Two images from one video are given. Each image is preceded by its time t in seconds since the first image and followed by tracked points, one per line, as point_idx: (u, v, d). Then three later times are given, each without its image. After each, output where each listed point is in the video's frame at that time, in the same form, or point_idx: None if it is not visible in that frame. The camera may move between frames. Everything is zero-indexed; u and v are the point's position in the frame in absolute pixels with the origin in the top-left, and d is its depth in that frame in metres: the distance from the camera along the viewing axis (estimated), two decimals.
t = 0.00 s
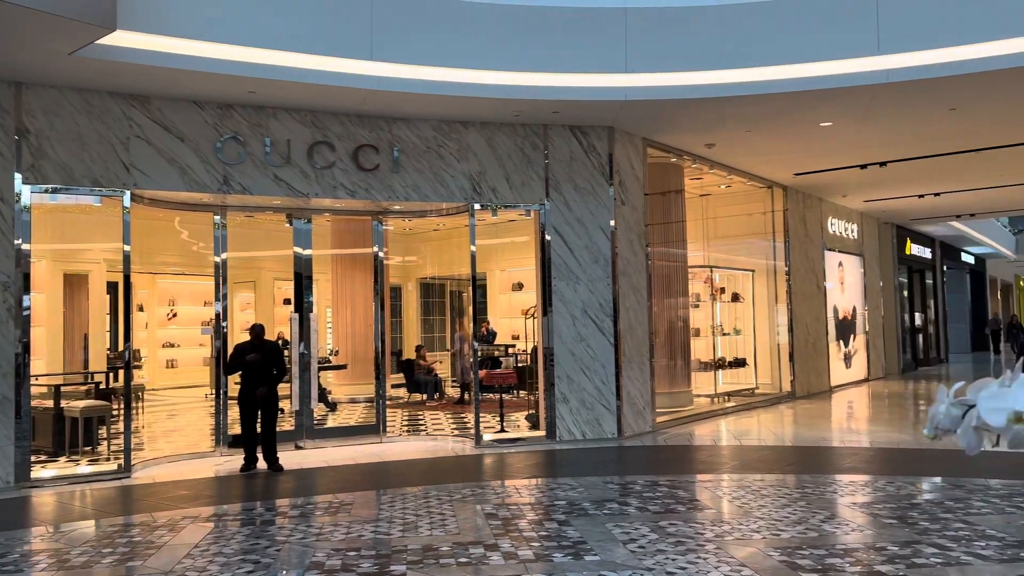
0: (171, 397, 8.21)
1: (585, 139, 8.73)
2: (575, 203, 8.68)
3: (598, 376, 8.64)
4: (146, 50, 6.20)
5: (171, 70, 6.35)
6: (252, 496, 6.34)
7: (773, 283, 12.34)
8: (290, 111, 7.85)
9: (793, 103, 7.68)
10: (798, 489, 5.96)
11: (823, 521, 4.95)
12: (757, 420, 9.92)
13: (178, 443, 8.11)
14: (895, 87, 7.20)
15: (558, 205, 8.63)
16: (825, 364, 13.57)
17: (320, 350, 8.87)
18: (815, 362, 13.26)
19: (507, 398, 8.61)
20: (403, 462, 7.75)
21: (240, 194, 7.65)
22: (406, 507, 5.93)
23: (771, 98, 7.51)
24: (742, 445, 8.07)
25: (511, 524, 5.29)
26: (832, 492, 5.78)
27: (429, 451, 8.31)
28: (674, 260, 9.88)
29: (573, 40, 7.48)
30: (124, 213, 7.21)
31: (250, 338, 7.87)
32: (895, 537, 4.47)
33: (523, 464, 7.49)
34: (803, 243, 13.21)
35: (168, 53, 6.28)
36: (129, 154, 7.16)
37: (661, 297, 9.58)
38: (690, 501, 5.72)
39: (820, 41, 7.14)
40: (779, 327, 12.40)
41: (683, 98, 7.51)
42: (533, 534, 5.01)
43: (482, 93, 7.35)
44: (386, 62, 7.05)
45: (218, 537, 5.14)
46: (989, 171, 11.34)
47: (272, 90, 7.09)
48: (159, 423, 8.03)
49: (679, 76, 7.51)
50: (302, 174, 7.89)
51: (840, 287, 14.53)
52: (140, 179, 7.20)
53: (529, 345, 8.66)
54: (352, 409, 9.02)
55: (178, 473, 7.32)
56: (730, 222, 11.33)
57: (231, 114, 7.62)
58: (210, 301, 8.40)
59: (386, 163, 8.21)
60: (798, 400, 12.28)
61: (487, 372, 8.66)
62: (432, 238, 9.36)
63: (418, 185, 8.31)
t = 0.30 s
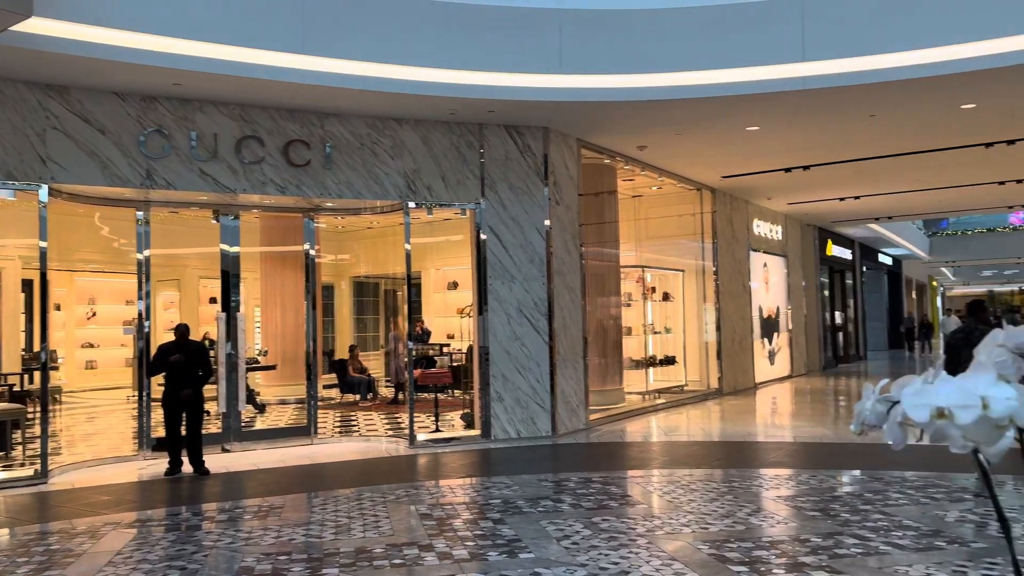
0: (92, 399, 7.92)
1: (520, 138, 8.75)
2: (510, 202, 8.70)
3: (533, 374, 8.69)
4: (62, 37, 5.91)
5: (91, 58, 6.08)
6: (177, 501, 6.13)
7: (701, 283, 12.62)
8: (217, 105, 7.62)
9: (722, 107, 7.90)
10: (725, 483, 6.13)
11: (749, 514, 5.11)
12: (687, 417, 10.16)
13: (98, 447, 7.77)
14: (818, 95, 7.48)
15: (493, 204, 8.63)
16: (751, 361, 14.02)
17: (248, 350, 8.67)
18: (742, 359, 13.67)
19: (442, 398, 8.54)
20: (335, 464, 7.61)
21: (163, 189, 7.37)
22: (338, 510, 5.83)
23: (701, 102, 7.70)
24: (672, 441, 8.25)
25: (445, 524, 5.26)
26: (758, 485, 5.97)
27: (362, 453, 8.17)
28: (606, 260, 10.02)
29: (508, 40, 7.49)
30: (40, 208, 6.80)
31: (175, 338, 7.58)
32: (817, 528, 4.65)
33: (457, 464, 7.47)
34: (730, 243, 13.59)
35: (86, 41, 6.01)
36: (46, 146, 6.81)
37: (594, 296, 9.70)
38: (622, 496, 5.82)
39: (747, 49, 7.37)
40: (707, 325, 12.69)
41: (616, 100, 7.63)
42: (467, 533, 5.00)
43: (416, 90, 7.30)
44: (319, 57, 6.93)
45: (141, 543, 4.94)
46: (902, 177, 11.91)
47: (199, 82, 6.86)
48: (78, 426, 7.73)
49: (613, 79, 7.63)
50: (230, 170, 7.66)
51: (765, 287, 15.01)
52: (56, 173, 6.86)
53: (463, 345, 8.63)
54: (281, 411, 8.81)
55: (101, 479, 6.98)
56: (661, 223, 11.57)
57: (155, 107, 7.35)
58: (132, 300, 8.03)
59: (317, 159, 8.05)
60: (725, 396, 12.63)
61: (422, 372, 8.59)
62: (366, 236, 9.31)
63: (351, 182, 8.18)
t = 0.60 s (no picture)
0: (9, 401, 7.64)
1: (457, 136, 8.72)
2: (447, 200, 8.66)
3: (469, 373, 8.66)
4: None
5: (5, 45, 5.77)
6: (99, 506, 5.86)
7: (635, 282, 12.81)
8: (143, 96, 7.33)
9: (656, 109, 8.04)
10: (657, 478, 6.26)
11: (680, 508, 5.21)
12: (620, 414, 10.32)
13: (13, 451, 7.36)
14: (748, 99, 7.69)
15: (430, 202, 8.57)
16: (682, 358, 14.34)
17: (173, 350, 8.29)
18: (674, 357, 13.97)
19: (375, 397, 8.48)
20: (266, 466, 7.42)
21: (85, 182, 7.06)
22: (269, 512, 5.68)
23: (636, 104, 7.82)
24: (607, 437, 8.36)
25: (379, 525, 5.19)
26: (688, 480, 6.11)
27: (294, 455, 7.95)
28: (542, 258, 10.07)
29: (446, 37, 7.45)
30: None
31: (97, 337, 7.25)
32: (745, 521, 4.78)
33: (392, 464, 7.38)
34: (663, 243, 13.86)
35: None
36: None
37: (531, 294, 9.74)
38: (557, 493, 5.86)
39: (680, 53, 7.53)
40: (640, 323, 12.92)
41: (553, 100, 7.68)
42: (402, 534, 4.94)
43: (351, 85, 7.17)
44: (249, 50, 6.74)
45: (60, 551, 4.71)
46: (826, 180, 12.38)
47: (123, 73, 6.59)
48: None
49: (549, 79, 7.67)
50: (155, 163, 7.38)
51: (696, 286, 15.37)
52: None
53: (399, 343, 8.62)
54: (208, 413, 8.46)
55: (19, 483, 6.67)
56: (596, 223, 11.70)
57: (76, 97, 7.02)
58: (50, 297, 7.71)
59: (248, 153, 7.82)
60: (658, 393, 12.89)
61: (356, 372, 8.56)
62: (296, 233, 9.23)
63: (283, 177, 7.99)
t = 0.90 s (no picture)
0: None
1: (395, 134, 8.62)
2: (385, 199, 8.55)
3: (407, 373, 8.57)
4: None
5: None
6: (16, 514, 5.57)
7: (572, 282, 12.88)
8: (66, 87, 7.02)
9: (595, 112, 8.13)
10: (593, 476, 6.33)
11: (616, 506, 5.28)
12: (558, 412, 10.39)
13: None
14: (682, 104, 7.84)
15: (368, 200, 8.45)
16: (619, 357, 14.55)
17: (98, 350, 8.00)
18: (610, 355, 14.15)
19: (308, 398, 8.29)
20: (195, 470, 7.19)
21: (3, 176, 6.72)
22: (199, 518, 5.49)
23: (575, 106, 7.89)
24: (544, 436, 8.41)
25: (314, 529, 5.09)
26: (624, 477, 6.20)
27: (225, 458, 7.71)
28: (481, 258, 10.04)
29: (384, 34, 7.36)
30: None
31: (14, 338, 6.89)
32: (678, 517, 4.88)
33: (326, 466, 7.25)
34: (600, 243, 14.02)
35: None
36: None
37: (469, 294, 9.71)
38: (494, 493, 5.86)
39: (618, 56, 7.63)
40: (578, 322, 13.03)
41: (492, 100, 7.68)
42: (338, 537, 4.86)
43: (286, 81, 7.01)
44: (179, 42, 6.53)
45: None
46: (756, 184, 12.75)
47: (44, 62, 6.29)
48: None
49: (488, 79, 7.66)
50: (79, 157, 7.07)
51: (632, 285, 15.61)
52: None
53: (335, 343, 8.49)
54: (134, 415, 8.16)
55: None
56: (535, 223, 11.74)
57: None
58: None
59: (177, 148, 7.56)
60: (595, 391, 13.04)
61: (290, 372, 8.34)
62: (227, 229, 8.80)
63: (215, 173, 7.74)
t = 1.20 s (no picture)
0: None
1: (332, 131, 8.46)
2: (321, 197, 8.38)
3: (343, 374, 8.41)
4: None
5: None
6: None
7: (512, 282, 12.88)
8: None
9: (534, 113, 8.15)
10: (531, 476, 6.34)
11: (553, 506, 5.30)
12: (496, 413, 10.37)
13: None
14: (620, 106, 7.93)
15: (303, 198, 8.27)
16: (557, 357, 14.64)
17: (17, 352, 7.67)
18: (548, 355, 14.23)
19: (239, 399, 8.09)
20: (119, 476, 6.90)
21: None
22: (124, 525, 5.27)
23: (514, 107, 7.89)
24: (482, 437, 8.37)
25: (245, 535, 4.94)
26: (561, 477, 6.23)
27: (152, 463, 7.43)
28: (420, 257, 9.93)
29: (320, 30, 7.22)
30: None
31: None
32: (614, 516, 4.93)
33: (258, 470, 7.06)
34: (539, 244, 14.07)
35: None
36: None
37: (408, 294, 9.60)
38: (432, 495, 5.80)
39: (556, 59, 7.68)
40: (517, 322, 13.05)
41: (431, 99, 7.62)
42: (270, 543, 4.73)
43: (218, 75, 6.81)
44: (104, 32, 6.27)
45: None
46: (692, 187, 13.00)
47: None
48: None
49: (427, 78, 7.60)
50: None
51: (570, 286, 15.73)
52: None
53: (269, 344, 8.24)
54: (56, 419, 7.74)
55: None
56: (474, 222, 11.69)
57: None
58: None
59: (103, 142, 7.24)
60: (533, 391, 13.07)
61: (221, 374, 8.08)
62: (156, 227, 8.58)
63: (143, 168, 7.44)
